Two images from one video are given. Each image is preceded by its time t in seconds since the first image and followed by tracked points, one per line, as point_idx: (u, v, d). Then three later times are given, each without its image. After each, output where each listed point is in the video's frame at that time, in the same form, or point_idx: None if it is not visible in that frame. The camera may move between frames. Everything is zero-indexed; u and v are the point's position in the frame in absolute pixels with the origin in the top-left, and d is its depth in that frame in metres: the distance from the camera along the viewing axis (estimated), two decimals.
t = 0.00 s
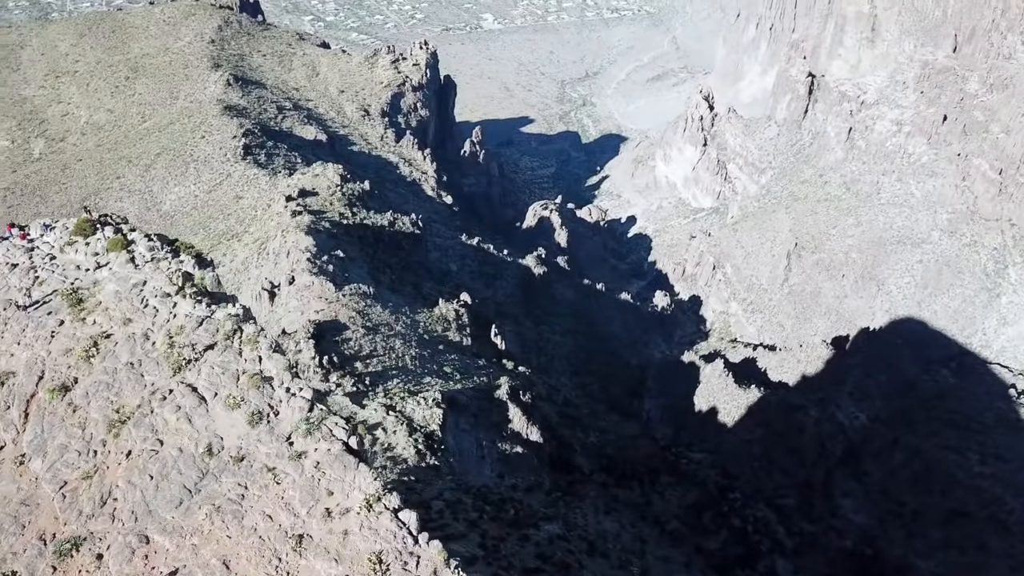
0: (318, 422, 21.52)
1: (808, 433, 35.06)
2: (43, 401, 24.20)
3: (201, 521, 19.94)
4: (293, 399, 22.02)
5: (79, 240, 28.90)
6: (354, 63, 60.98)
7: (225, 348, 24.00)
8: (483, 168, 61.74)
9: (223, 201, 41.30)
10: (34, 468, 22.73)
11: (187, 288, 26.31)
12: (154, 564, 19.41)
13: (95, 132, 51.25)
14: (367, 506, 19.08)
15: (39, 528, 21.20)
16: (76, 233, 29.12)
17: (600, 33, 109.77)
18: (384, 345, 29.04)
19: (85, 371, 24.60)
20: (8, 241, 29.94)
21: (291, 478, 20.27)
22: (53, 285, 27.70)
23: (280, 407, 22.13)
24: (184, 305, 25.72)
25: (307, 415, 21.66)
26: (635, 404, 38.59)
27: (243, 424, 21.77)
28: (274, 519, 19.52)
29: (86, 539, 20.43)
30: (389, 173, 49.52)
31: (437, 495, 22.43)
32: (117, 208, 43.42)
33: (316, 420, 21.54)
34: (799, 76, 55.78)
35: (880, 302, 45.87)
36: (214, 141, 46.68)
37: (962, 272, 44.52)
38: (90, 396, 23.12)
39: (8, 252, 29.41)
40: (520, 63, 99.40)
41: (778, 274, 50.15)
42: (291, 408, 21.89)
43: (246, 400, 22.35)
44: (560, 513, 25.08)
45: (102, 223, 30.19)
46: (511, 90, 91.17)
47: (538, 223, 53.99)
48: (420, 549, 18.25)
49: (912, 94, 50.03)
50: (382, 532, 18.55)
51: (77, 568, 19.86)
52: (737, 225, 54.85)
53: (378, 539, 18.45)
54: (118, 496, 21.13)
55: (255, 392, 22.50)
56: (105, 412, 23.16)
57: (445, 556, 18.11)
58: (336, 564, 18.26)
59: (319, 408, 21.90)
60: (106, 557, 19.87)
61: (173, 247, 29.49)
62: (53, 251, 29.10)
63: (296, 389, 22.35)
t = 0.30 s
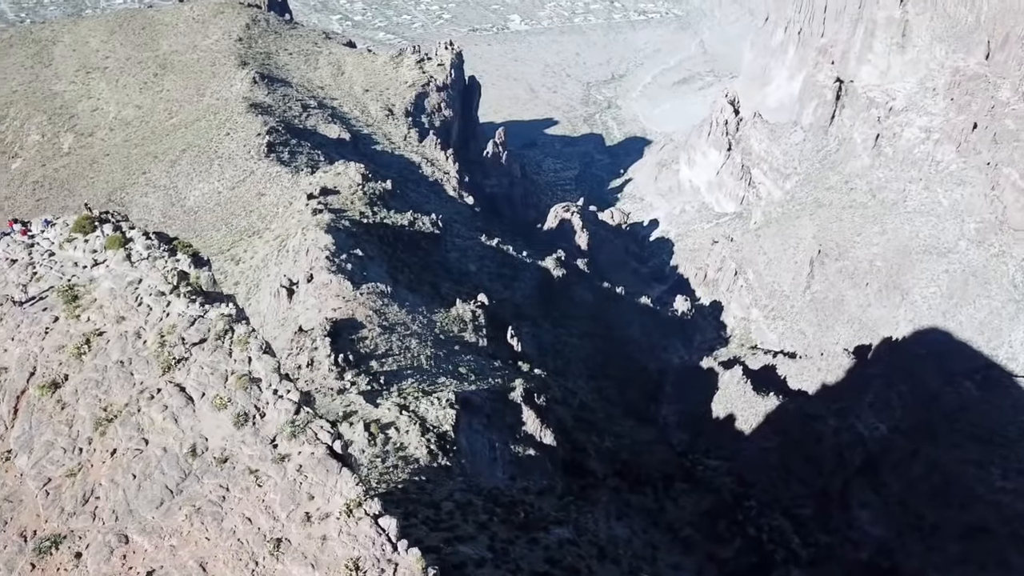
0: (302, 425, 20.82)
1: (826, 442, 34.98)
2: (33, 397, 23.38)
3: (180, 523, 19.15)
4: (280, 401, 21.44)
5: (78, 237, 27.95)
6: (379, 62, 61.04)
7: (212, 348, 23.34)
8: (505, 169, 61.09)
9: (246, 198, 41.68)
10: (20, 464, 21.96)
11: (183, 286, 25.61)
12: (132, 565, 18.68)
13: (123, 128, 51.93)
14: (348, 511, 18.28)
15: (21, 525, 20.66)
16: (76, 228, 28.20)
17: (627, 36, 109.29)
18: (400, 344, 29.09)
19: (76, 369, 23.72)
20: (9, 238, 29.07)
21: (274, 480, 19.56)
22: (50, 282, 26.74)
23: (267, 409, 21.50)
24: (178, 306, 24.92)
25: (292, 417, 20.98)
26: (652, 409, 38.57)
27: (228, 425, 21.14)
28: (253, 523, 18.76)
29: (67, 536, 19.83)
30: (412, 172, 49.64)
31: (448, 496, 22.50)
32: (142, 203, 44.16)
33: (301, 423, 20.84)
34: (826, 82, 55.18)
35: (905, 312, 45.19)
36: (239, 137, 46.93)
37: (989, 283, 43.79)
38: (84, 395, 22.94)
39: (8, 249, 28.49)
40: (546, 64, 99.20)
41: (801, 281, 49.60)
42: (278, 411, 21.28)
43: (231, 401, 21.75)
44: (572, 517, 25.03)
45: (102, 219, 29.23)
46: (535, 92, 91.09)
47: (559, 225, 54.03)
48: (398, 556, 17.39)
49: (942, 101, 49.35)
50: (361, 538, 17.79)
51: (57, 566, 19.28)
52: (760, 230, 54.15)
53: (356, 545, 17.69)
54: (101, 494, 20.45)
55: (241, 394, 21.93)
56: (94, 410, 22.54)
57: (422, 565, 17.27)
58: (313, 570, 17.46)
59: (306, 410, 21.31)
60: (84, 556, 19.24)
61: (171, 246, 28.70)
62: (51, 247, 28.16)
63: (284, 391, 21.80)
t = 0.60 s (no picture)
0: (289, 428, 15.34)
1: (845, 453, 34.45)
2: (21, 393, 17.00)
3: (161, 522, 14.57)
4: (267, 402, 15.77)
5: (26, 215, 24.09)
6: (404, 61, 61.13)
7: (203, 345, 16.92)
8: (528, 171, 61.08)
9: (268, 195, 41.93)
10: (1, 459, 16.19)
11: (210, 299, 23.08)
12: (109, 565, 14.23)
13: (150, 124, 52.50)
14: (328, 515, 14.15)
15: None
16: (75, 222, 19.28)
17: (653, 39, 108.72)
18: (416, 343, 29.11)
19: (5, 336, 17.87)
20: None
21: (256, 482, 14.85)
22: (44, 283, 18.48)
23: (253, 410, 15.81)
24: (168, 300, 17.81)
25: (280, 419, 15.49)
26: (670, 414, 38.48)
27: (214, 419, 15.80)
28: (230, 524, 14.47)
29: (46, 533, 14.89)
30: (434, 172, 49.81)
31: (459, 496, 22.50)
32: (167, 199, 44.77)
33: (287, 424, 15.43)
34: (854, 87, 54.31)
35: (930, 321, 44.73)
36: (263, 135, 47.11)
37: (1016, 293, 43.48)
38: (71, 392, 16.79)
39: None
40: (572, 66, 99.01)
41: (824, 288, 48.97)
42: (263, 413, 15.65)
43: (218, 402, 16.01)
44: (583, 522, 24.92)
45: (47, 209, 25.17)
46: (560, 93, 90.90)
47: (580, 227, 53.78)
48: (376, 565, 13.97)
49: (974, 108, 48.89)
50: (339, 544, 13.99)
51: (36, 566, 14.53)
52: (784, 236, 53.66)
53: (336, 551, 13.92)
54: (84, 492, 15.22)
55: (227, 394, 16.09)
56: (83, 409, 16.46)
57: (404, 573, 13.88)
58: None
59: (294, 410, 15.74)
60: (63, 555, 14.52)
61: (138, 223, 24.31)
62: None
63: (272, 392, 15.91)
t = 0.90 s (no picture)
0: (275, 430, 14.19)
1: (865, 464, 33.79)
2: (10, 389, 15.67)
3: (140, 522, 13.48)
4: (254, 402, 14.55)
5: None
6: (430, 62, 61.21)
7: (195, 346, 15.55)
8: (551, 172, 60.97)
9: (291, 193, 42.21)
10: None
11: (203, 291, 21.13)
12: (87, 564, 13.12)
13: (178, 120, 53.08)
14: (309, 519, 13.14)
15: None
16: (76, 219, 17.95)
17: (681, 42, 108.11)
18: (432, 343, 29.13)
19: None
20: None
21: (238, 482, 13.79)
22: (44, 279, 17.14)
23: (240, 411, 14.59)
24: (163, 299, 16.39)
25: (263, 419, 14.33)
26: (687, 420, 38.23)
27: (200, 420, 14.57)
28: (211, 525, 13.37)
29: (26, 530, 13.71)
30: (457, 172, 49.85)
31: (470, 497, 22.46)
32: (192, 195, 45.41)
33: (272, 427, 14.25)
34: (883, 93, 53.25)
35: (956, 333, 44.12)
36: (287, 132, 47.39)
37: None
38: (60, 387, 15.50)
39: None
40: (599, 68, 98.72)
41: (848, 296, 48.38)
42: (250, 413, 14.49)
43: (206, 403, 14.76)
44: (594, 527, 24.82)
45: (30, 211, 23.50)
46: (586, 95, 90.68)
47: (602, 230, 53.54)
48: None
49: (1005, 117, 48.59)
50: (318, 550, 12.89)
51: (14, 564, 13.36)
52: (809, 243, 53.03)
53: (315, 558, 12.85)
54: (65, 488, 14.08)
55: (215, 395, 14.83)
56: (71, 404, 15.23)
57: None
58: None
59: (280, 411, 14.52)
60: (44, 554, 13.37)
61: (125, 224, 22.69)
62: None
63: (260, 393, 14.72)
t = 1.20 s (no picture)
0: (261, 431, 13.50)
1: (886, 475, 33.20)
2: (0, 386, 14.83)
3: (121, 521, 12.77)
4: (242, 406, 13.85)
5: None
6: (455, 62, 61.24)
7: (186, 343, 14.95)
8: (575, 175, 60.39)
9: (314, 190, 42.44)
10: None
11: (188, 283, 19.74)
12: (66, 562, 12.39)
13: (205, 117, 53.64)
14: (288, 524, 12.43)
15: None
16: (77, 217, 17.37)
17: (709, 45, 107.45)
18: (449, 343, 29.09)
19: None
20: None
21: (219, 483, 13.05)
22: (42, 275, 16.43)
23: (227, 413, 13.89)
24: (158, 297, 15.67)
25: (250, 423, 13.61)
26: (705, 427, 38.01)
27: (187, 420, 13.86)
28: (191, 526, 12.66)
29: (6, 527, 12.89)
30: (480, 173, 49.87)
31: (481, 500, 22.39)
32: (217, 191, 45.94)
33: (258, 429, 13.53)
34: (914, 100, 52.63)
35: (982, 345, 43.46)
36: (312, 130, 47.63)
37: None
38: (52, 383, 14.70)
39: None
40: (625, 70, 98.35)
41: (872, 305, 47.77)
42: (238, 415, 13.80)
43: (194, 402, 14.07)
44: (606, 532, 24.74)
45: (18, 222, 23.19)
46: (612, 98, 90.36)
47: (624, 233, 53.40)
48: None
49: None
50: (296, 557, 12.18)
51: None
52: (834, 249, 52.36)
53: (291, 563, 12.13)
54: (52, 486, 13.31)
55: (203, 395, 14.15)
56: (60, 401, 14.42)
57: None
58: None
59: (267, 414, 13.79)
60: (24, 550, 12.59)
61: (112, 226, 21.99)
62: None
63: (249, 393, 14.07)
